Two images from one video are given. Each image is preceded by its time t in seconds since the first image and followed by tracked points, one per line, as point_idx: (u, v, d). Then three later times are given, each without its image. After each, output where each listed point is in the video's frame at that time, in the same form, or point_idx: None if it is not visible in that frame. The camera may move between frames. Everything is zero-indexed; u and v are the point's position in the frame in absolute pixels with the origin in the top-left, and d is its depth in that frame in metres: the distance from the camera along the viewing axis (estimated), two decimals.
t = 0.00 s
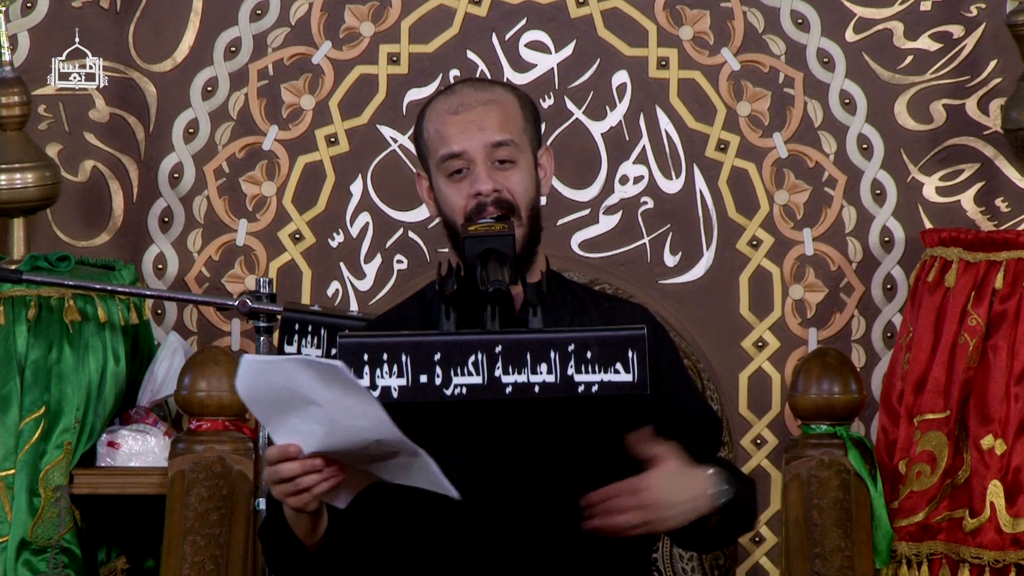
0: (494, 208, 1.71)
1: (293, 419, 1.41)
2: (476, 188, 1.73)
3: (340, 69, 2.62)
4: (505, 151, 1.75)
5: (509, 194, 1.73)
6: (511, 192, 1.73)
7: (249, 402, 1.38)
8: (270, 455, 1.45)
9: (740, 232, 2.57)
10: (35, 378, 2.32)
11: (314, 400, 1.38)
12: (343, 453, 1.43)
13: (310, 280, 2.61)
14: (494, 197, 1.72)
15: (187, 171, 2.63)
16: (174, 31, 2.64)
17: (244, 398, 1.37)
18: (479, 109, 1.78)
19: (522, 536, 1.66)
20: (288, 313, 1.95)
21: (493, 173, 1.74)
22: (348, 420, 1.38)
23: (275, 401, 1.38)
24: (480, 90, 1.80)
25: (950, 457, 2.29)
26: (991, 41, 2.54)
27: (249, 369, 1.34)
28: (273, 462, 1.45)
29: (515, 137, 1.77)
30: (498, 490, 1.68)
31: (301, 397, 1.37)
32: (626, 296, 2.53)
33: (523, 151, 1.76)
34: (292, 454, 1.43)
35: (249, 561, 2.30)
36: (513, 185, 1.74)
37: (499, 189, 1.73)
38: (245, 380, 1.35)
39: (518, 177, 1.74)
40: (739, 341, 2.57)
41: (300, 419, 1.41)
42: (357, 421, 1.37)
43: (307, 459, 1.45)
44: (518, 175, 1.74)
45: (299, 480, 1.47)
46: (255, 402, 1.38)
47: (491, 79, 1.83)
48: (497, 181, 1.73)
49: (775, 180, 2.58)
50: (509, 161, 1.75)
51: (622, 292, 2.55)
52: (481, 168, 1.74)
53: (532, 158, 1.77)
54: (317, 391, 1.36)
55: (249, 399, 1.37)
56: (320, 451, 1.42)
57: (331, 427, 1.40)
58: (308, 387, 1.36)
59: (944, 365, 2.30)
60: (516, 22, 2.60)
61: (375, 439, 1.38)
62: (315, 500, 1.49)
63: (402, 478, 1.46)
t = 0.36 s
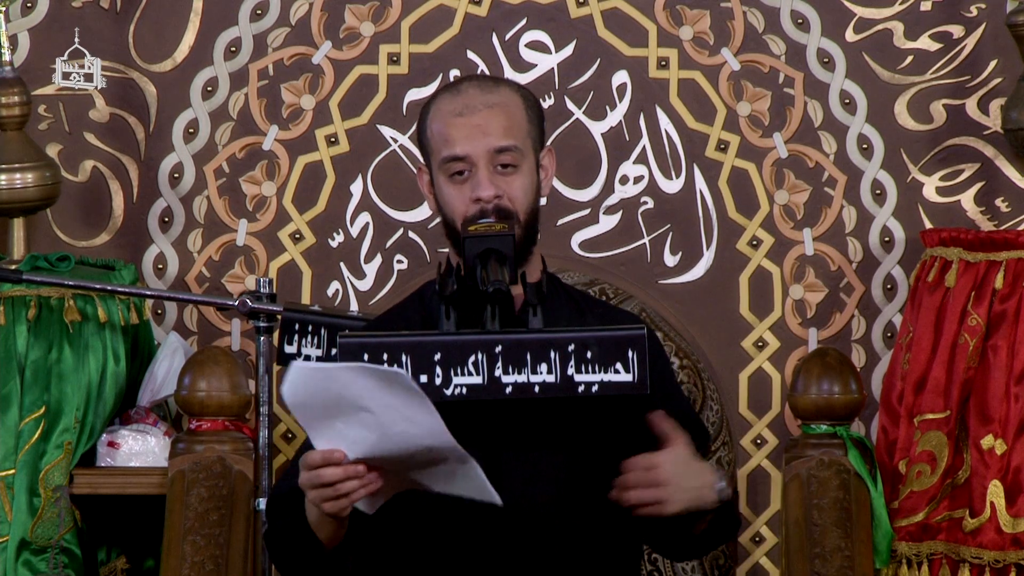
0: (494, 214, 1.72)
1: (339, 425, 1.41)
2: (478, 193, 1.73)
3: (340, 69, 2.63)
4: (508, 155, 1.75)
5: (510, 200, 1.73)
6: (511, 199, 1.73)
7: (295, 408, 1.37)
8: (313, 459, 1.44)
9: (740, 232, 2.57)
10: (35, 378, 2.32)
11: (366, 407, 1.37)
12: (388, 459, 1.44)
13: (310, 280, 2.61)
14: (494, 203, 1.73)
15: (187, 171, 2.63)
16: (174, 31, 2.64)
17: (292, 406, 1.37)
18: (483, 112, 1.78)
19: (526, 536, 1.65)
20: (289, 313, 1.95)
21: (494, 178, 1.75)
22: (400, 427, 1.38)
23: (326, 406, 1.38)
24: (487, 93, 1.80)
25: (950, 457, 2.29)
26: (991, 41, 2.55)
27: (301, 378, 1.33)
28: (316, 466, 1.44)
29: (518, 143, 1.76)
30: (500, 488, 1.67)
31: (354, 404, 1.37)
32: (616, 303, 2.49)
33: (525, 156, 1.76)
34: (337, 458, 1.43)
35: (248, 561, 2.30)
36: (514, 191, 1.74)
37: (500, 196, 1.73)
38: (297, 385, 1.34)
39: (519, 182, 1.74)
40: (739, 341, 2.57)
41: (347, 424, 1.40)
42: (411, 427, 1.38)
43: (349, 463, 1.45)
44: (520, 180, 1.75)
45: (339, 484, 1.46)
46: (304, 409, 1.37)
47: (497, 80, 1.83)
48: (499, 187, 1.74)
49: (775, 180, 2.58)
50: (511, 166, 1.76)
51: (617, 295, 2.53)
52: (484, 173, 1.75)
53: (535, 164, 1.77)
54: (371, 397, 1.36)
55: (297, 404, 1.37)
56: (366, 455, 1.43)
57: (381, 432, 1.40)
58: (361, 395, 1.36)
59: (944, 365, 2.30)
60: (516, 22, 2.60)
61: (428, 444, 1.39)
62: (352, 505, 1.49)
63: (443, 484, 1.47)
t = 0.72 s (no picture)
0: (493, 213, 1.70)
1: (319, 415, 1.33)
2: (477, 194, 1.72)
3: (340, 69, 2.62)
4: (508, 158, 1.75)
5: (509, 201, 1.72)
6: (511, 200, 1.72)
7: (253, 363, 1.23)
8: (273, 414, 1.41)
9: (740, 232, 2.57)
10: (35, 378, 2.32)
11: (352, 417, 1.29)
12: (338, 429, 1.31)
13: (310, 280, 2.61)
14: (493, 205, 1.71)
15: (187, 171, 2.63)
16: (174, 31, 2.64)
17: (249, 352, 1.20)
18: (486, 114, 1.79)
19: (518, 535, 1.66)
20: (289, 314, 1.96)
21: (495, 180, 1.74)
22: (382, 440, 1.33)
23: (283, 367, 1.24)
24: (490, 95, 1.80)
25: (950, 457, 2.29)
26: (991, 41, 2.54)
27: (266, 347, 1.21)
28: (276, 421, 1.41)
29: (519, 146, 1.76)
30: (491, 488, 1.68)
31: (313, 369, 1.25)
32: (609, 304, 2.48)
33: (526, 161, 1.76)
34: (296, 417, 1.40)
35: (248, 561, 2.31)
36: (514, 193, 1.73)
37: (499, 197, 1.72)
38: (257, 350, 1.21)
39: (518, 184, 1.73)
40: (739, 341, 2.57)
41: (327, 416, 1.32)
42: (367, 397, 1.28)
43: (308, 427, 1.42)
44: (519, 184, 1.74)
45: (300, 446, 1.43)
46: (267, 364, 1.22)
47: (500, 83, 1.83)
48: (498, 189, 1.72)
49: (775, 180, 2.58)
50: (511, 169, 1.75)
51: (617, 294, 2.52)
52: (484, 175, 1.74)
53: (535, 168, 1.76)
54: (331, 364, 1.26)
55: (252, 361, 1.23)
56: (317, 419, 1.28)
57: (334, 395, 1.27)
58: (352, 397, 1.28)
59: (944, 365, 2.31)
60: (516, 22, 2.60)
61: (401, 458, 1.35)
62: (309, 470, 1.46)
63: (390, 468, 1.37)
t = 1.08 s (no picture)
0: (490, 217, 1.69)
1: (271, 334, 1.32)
2: (472, 198, 1.71)
3: (340, 69, 2.63)
4: (500, 161, 1.75)
5: (506, 202, 1.71)
6: (506, 200, 1.71)
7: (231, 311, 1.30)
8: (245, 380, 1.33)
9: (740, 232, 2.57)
10: (35, 378, 2.32)
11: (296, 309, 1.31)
12: (313, 385, 1.34)
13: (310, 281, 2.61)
14: (489, 207, 1.70)
15: (186, 171, 2.63)
16: (173, 31, 2.64)
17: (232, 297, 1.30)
18: (475, 117, 1.79)
19: (528, 529, 1.68)
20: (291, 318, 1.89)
21: (489, 182, 1.73)
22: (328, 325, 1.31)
23: (257, 310, 1.30)
24: (476, 98, 1.81)
25: (950, 457, 2.29)
26: (991, 41, 2.55)
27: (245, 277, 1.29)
28: (248, 387, 1.33)
29: (509, 147, 1.76)
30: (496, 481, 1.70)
31: (282, 305, 1.30)
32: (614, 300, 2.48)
33: (519, 160, 1.75)
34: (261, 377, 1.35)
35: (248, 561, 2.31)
36: (510, 193, 1.72)
37: (494, 200, 1.71)
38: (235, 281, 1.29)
39: (513, 184, 1.73)
40: (739, 341, 2.57)
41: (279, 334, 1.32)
42: (334, 331, 1.32)
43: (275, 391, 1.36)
44: (514, 185, 1.73)
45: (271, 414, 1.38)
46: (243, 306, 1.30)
47: (489, 85, 1.84)
48: (491, 191, 1.72)
49: (775, 180, 2.58)
50: (504, 171, 1.75)
51: (620, 293, 2.52)
52: (478, 178, 1.73)
53: (527, 167, 1.76)
54: (297, 293, 1.31)
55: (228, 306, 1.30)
56: (292, 374, 1.32)
57: (306, 344, 1.32)
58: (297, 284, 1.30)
59: (944, 365, 2.31)
60: (516, 22, 2.60)
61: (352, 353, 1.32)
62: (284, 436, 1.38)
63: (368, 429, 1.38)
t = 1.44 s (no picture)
0: (488, 194, 1.75)
1: (369, 329, 1.46)
2: (474, 174, 1.78)
3: (340, 69, 2.62)
4: (507, 145, 1.82)
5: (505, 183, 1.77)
6: (506, 182, 1.78)
7: (325, 311, 1.44)
8: (343, 376, 1.46)
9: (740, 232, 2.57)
10: (35, 378, 2.32)
11: (401, 296, 1.45)
12: (418, 374, 1.46)
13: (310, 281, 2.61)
14: (490, 185, 1.77)
15: (187, 171, 2.63)
16: (174, 31, 2.64)
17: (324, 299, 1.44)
18: (488, 103, 1.87)
19: (538, 520, 1.84)
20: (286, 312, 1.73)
21: (494, 164, 1.80)
22: (432, 314, 1.45)
23: (361, 304, 1.45)
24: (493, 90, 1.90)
25: (950, 457, 2.29)
26: (991, 41, 2.55)
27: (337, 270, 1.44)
28: (347, 382, 1.46)
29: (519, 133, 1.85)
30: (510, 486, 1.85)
31: (388, 296, 1.45)
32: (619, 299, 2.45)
33: (525, 150, 1.83)
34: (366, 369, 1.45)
35: (248, 561, 2.30)
36: (510, 177, 1.79)
37: (495, 179, 1.78)
38: (333, 280, 1.44)
39: (516, 169, 1.80)
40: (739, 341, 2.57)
41: (380, 325, 1.45)
42: (439, 317, 1.45)
43: (379, 376, 1.46)
44: (517, 171, 1.80)
45: (370, 401, 1.48)
46: (343, 302, 1.45)
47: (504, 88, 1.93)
48: (494, 171, 1.78)
49: (775, 180, 2.58)
50: (508, 156, 1.82)
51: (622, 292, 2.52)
52: (483, 160, 1.80)
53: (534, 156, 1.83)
54: (405, 287, 1.45)
55: (326, 307, 1.44)
56: (397, 363, 1.46)
57: (412, 332, 1.45)
58: (395, 275, 1.46)
59: (944, 365, 2.30)
60: (516, 22, 2.60)
61: (461, 337, 1.44)
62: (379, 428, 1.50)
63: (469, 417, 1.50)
